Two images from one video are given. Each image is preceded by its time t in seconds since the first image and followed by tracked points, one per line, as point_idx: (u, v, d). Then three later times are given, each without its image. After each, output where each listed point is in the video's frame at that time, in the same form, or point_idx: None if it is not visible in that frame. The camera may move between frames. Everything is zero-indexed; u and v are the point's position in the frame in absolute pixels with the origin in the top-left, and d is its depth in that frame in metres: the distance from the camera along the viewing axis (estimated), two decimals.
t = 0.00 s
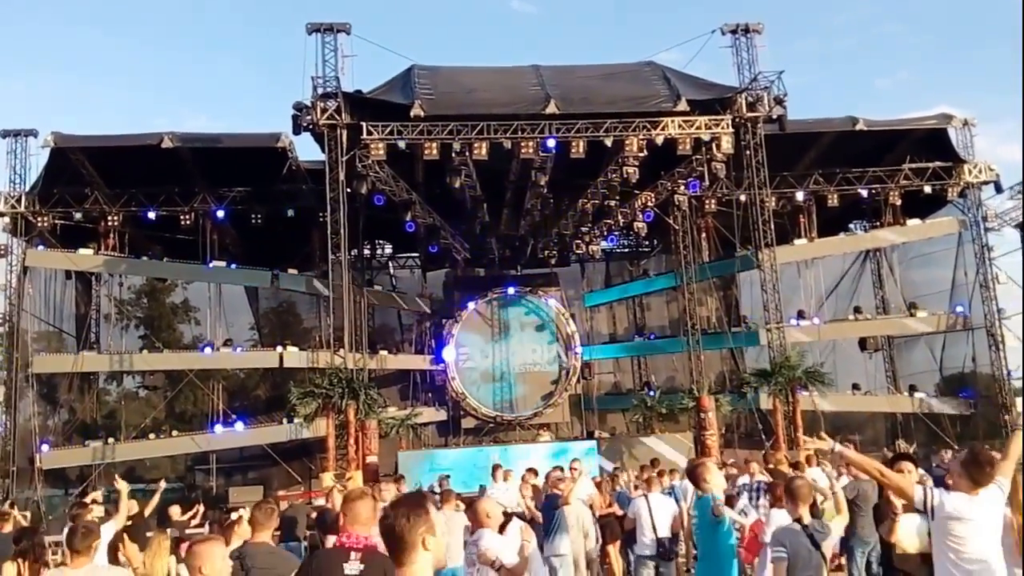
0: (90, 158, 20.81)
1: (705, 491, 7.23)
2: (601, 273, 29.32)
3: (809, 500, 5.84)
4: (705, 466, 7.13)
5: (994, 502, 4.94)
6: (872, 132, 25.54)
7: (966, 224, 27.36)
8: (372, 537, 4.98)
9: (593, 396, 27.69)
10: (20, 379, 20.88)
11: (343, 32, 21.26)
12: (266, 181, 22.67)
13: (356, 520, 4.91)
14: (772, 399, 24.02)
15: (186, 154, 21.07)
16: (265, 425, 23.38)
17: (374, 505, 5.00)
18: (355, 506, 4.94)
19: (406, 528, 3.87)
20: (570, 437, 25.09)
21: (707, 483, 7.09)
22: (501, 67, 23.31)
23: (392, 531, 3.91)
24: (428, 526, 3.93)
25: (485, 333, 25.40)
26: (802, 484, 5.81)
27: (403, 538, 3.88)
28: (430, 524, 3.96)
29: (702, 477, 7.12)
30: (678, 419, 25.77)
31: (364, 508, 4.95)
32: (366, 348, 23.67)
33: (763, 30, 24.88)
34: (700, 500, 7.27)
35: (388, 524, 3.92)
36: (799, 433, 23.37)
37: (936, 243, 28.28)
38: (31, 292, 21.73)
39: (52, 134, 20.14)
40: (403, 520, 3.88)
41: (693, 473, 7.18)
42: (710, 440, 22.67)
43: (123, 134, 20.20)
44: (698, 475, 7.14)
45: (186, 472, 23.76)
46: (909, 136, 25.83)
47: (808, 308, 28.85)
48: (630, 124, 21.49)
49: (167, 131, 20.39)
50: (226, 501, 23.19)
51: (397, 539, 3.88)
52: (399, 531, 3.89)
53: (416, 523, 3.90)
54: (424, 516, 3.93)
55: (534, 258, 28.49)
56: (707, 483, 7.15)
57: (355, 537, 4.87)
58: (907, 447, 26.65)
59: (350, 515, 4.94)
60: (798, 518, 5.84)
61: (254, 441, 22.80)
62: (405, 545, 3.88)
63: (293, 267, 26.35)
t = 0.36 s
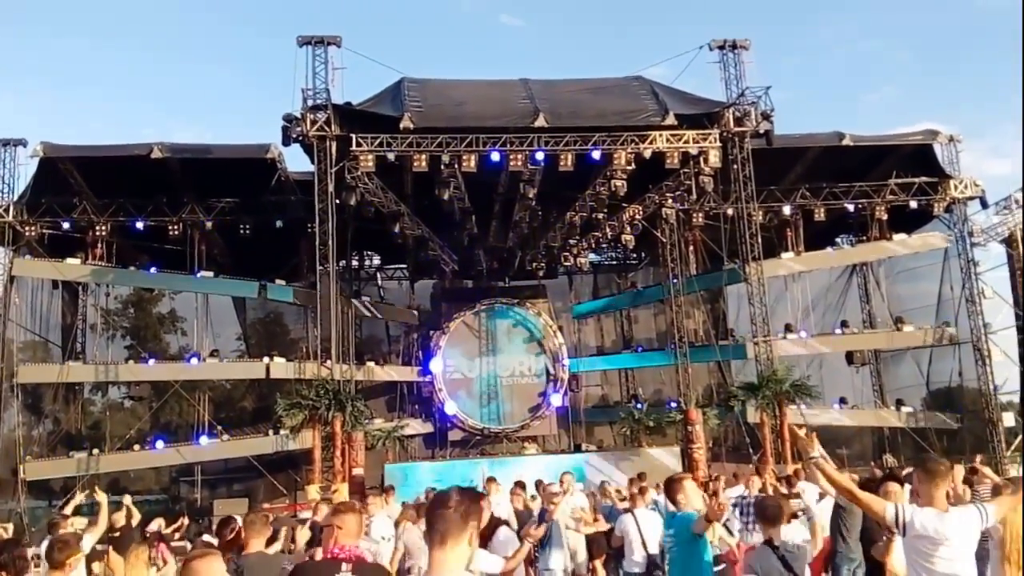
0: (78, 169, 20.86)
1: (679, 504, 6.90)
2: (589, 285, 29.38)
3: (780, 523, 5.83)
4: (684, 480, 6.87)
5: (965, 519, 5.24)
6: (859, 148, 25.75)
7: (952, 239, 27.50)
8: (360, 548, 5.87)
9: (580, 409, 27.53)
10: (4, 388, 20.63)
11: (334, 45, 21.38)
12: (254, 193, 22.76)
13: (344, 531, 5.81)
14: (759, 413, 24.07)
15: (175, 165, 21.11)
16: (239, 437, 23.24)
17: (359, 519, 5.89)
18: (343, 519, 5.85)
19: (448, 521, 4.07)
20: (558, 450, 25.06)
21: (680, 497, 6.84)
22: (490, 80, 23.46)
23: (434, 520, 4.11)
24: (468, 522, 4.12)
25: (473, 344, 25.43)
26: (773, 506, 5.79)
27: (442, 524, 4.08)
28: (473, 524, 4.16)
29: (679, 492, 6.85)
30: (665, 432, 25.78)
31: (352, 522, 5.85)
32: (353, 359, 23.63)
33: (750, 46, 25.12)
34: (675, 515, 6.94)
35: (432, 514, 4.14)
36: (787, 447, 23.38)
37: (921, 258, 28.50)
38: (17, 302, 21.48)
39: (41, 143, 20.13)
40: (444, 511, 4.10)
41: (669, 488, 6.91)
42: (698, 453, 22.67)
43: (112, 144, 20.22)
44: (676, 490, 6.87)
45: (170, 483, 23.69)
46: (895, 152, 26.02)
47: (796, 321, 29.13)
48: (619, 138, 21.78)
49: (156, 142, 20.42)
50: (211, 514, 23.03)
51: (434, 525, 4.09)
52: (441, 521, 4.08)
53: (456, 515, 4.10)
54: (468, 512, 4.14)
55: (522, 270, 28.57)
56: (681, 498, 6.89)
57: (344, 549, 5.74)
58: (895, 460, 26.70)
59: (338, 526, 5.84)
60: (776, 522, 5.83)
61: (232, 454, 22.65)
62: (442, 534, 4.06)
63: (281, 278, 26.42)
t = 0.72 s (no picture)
0: (74, 188, 20.93)
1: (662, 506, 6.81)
2: (585, 298, 29.36)
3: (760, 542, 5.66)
4: (667, 481, 6.82)
5: (976, 530, 5.25)
6: (853, 159, 25.85)
7: (948, 249, 27.48)
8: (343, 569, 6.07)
9: (577, 421, 27.52)
10: None
11: (328, 62, 21.53)
12: (250, 209, 22.80)
13: (327, 554, 5.98)
14: (757, 424, 24.01)
15: (171, 184, 21.20)
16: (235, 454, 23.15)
17: (342, 542, 6.07)
18: (325, 543, 6.01)
19: (483, 516, 3.82)
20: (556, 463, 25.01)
21: (664, 500, 6.75)
22: (485, 96, 23.58)
23: (472, 516, 3.86)
24: (504, 522, 3.86)
25: (469, 357, 25.50)
26: (749, 522, 5.66)
27: (482, 519, 3.82)
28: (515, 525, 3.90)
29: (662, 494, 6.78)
30: (663, 444, 25.71)
31: (333, 544, 6.02)
32: (349, 374, 23.62)
33: (744, 59, 25.26)
34: (661, 515, 6.82)
35: (470, 511, 3.90)
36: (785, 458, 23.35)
37: (917, 267, 28.49)
38: (14, 321, 21.51)
39: (37, 162, 20.21)
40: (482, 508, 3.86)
41: (654, 490, 6.83)
42: (697, 465, 22.59)
43: (108, 163, 20.31)
44: (659, 490, 6.81)
45: (166, 500, 23.58)
46: (889, 163, 26.13)
47: (792, 331, 29.12)
48: (613, 152, 21.84)
49: (152, 160, 20.50)
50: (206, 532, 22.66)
51: (471, 519, 3.85)
52: (477, 517, 3.83)
53: (495, 514, 3.84)
54: (509, 511, 3.88)
55: (519, 284, 28.63)
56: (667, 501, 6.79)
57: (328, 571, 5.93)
58: (894, 470, 26.60)
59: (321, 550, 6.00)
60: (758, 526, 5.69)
61: (223, 471, 22.61)
62: (479, 528, 3.81)
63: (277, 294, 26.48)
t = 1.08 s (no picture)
0: (73, 182, 20.90)
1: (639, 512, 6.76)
2: (583, 300, 29.36)
3: (744, 544, 5.77)
4: (642, 485, 6.73)
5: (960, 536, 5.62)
6: (853, 164, 25.86)
7: (945, 255, 27.48)
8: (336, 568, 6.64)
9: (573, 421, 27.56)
10: None
11: (329, 58, 21.44)
12: (249, 205, 22.71)
13: (319, 551, 6.57)
14: (753, 428, 24.05)
15: (170, 179, 21.12)
16: (229, 451, 23.19)
17: (335, 540, 6.67)
18: (317, 543, 6.60)
19: (508, 505, 3.68)
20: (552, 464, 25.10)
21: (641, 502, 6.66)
22: (486, 95, 23.50)
23: (495, 504, 3.72)
24: (529, 513, 3.72)
25: (465, 357, 25.48)
26: (734, 525, 5.77)
27: (505, 509, 3.69)
28: (540, 511, 3.77)
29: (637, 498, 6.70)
30: (658, 447, 25.79)
31: (326, 542, 6.62)
32: (346, 372, 23.68)
33: (745, 62, 25.22)
34: (637, 523, 6.77)
35: (490, 496, 3.77)
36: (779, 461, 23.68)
37: (914, 273, 28.62)
38: (10, 315, 21.49)
39: (36, 155, 20.15)
40: (508, 496, 3.72)
41: (632, 493, 6.71)
42: (692, 468, 22.65)
43: (107, 157, 20.24)
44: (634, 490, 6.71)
45: (161, 496, 23.67)
46: (889, 168, 26.16)
47: (788, 335, 29.26)
48: (613, 153, 21.88)
49: (150, 155, 20.43)
50: (202, 528, 22.87)
51: (493, 508, 3.71)
52: (499, 503, 3.70)
53: (518, 503, 3.70)
54: (533, 498, 3.76)
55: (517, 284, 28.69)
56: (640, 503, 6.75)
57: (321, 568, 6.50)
58: (888, 476, 26.70)
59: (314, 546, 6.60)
60: (744, 528, 5.79)
61: (216, 469, 22.55)
62: (506, 520, 3.67)
63: (276, 291, 26.51)
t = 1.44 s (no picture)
0: (68, 175, 20.97)
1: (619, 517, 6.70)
2: (578, 297, 29.44)
3: (747, 541, 5.78)
4: (622, 490, 6.70)
5: (964, 532, 5.59)
6: (848, 161, 25.92)
7: (940, 253, 27.51)
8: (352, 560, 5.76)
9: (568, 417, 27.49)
10: None
11: (323, 52, 21.48)
12: (244, 200, 22.80)
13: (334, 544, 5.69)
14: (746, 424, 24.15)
15: (165, 172, 21.20)
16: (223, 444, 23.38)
17: (352, 529, 5.82)
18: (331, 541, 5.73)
19: (533, 501, 3.64)
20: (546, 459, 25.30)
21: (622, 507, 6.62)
22: (481, 90, 23.55)
23: (513, 499, 3.68)
24: (550, 511, 3.68)
25: (459, 354, 25.47)
26: (738, 521, 5.77)
27: (526, 507, 3.64)
28: (559, 502, 3.72)
29: (616, 502, 6.68)
30: (652, 442, 25.91)
31: (344, 534, 5.77)
32: (341, 366, 23.75)
33: (740, 58, 25.26)
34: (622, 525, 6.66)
35: (507, 491, 3.72)
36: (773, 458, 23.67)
37: (907, 271, 28.80)
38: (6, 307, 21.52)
39: (31, 148, 20.23)
40: (529, 487, 3.68)
41: (612, 498, 6.67)
42: (685, 463, 22.88)
43: (102, 150, 20.30)
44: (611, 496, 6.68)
45: (158, 489, 23.73)
46: (884, 166, 26.21)
47: (783, 332, 29.29)
48: (608, 150, 21.89)
49: (145, 148, 20.49)
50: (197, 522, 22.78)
51: (514, 509, 3.67)
52: (521, 500, 3.66)
53: (540, 497, 3.66)
54: (552, 488, 3.72)
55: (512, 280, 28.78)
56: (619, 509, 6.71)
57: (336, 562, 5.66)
58: (881, 473, 26.82)
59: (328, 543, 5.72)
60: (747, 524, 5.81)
61: (209, 463, 22.73)
62: (527, 521, 3.64)
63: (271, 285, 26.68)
